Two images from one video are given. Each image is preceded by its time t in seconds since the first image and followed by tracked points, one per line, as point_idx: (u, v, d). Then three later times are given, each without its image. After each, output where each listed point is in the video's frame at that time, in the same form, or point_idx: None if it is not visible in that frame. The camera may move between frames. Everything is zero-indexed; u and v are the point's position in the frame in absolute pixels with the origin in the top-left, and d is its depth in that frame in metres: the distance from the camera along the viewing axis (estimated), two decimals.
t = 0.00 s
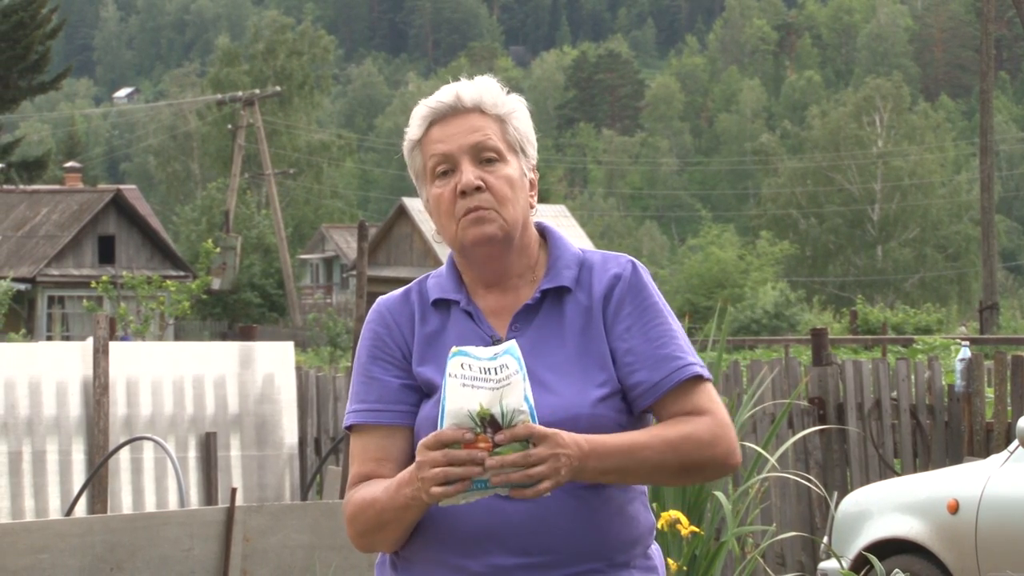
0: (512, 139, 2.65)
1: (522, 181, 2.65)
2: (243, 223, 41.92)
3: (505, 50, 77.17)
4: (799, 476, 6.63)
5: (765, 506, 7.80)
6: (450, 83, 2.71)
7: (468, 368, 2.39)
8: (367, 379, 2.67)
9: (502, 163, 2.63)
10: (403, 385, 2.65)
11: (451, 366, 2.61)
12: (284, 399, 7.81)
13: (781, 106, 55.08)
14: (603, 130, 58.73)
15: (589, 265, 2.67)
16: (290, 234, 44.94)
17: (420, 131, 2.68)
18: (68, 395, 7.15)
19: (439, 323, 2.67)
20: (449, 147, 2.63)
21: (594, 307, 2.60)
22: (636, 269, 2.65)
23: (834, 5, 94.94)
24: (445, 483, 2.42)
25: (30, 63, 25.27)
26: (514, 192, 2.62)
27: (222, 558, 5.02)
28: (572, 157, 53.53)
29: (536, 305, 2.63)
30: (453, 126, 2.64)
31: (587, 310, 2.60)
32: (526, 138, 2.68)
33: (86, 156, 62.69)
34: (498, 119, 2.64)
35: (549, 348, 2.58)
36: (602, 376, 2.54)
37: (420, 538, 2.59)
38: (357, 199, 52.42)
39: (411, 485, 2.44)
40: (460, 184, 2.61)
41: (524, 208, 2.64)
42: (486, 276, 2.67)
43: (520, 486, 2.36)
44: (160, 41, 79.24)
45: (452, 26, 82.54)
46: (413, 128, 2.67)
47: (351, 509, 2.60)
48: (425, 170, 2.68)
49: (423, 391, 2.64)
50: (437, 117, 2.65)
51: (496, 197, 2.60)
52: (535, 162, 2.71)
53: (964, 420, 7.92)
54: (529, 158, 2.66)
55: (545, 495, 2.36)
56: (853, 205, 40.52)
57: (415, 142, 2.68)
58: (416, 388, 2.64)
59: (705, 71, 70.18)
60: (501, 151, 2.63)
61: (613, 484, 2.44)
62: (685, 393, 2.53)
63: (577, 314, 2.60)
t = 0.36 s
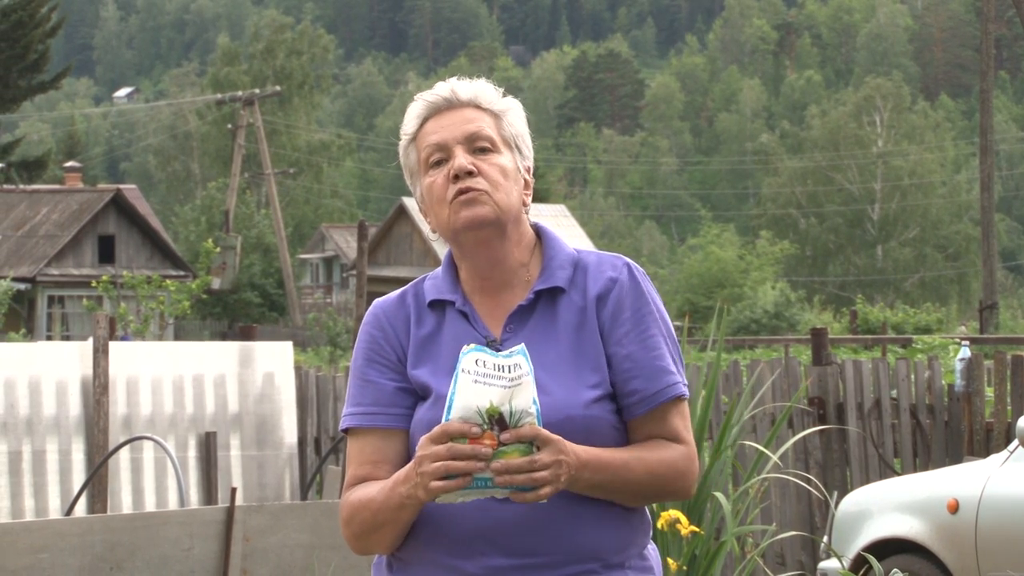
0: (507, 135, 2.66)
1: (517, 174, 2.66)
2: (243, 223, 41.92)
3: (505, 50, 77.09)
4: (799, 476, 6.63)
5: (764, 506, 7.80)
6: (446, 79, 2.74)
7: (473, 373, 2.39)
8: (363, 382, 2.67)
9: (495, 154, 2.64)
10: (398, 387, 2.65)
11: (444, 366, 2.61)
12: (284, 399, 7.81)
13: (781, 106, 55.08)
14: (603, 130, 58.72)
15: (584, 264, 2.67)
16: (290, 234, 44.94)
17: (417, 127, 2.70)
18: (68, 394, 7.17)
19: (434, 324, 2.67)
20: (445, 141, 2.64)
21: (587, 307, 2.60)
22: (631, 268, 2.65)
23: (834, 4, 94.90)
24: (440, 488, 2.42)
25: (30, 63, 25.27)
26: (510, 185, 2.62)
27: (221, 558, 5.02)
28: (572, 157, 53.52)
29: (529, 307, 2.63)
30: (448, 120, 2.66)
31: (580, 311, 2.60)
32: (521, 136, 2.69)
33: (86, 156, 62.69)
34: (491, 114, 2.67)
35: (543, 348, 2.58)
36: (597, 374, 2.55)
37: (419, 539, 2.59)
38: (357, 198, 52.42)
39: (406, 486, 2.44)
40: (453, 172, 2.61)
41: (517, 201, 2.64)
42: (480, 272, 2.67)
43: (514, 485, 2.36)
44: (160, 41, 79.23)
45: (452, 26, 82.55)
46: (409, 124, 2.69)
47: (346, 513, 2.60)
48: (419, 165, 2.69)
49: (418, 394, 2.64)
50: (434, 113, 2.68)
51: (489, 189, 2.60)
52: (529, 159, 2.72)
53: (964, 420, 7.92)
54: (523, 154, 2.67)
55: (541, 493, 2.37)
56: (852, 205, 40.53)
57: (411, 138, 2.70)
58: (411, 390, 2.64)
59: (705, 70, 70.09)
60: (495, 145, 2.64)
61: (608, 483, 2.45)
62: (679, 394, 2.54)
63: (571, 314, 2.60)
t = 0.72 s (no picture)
0: (499, 137, 2.66)
1: (511, 174, 2.66)
2: (243, 223, 41.92)
3: (504, 50, 77.02)
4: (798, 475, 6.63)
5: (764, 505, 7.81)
6: (440, 79, 2.74)
7: (463, 372, 2.40)
8: (360, 384, 2.68)
9: (488, 155, 2.64)
10: (395, 390, 2.65)
11: (439, 368, 2.61)
12: (284, 399, 7.81)
13: (781, 105, 55.09)
14: (603, 129, 58.75)
15: (579, 262, 2.67)
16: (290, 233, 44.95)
17: (410, 130, 2.70)
18: (68, 394, 7.18)
19: (430, 325, 2.67)
20: (439, 142, 2.65)
21: (584, 307, 2.59)
22: (626, 266, 2.65)
23: (832, 3, 94.90)
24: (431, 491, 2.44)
25: (30, 63, 25.24)
26: (504, 186, 2.62)
27: (221, 559, 5.03)
28: (571, 157, 53.52)
29: (525, 308, 2.63)
30: (441, 121, 2.67)
31: (576, 311, 2.60)
32: (514, 136, 2.69)
33: (86, 156, 62.70)
34: (484, 114, 2.67)
35: (539, 348, 2.58)
36: (592, 375, 2.55)
37: (417, 539, 2.59)
38: (357, 198, 52.45)
39: (398, 486, 2.45)
40: (446, 175, 2.61)
41: (512, 202, 2.65)
42: (474, 274, 2.67)
43: (509, 485, 2.37)
44: (160, 40, 79.24)
45: (452, 26, 82.61)
46: (402, 125, 2.69)
47: (342, 514, 2.61)
48: (414, 166, 2.69)
49: (416, 396, 2.64)
50: (427, 114, 2.69)
51: (484, 186, 2.60)
52: (525, 159, 2.72)
53: (963, 419, 7.91)
54: (517, 153, 2.67)
55: (534, 492, 2.37)
56: (852, 204, 40.54)
57: (405, 140, 2.71)
58: (410, 391, 2.64)
59: (705, 70, 70.03)
60: (489, 145, 2.64)
61: (602, 483, 2.45)
62: (675, 393, 2.55)
63: (567, 313, 2.60)
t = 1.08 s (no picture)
0: (502, 140, 2.66)
1: (513, 177, 2.66)
2: (244, 223, 41.92)
3: (504, 51, 77.02)
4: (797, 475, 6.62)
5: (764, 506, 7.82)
6: (441, 81, 2.74)
7: (456, 377, 2.39)
8: (362, 383, 2.68)
9: (491, 161, 2.64)
10: (398, 390, 2.65)
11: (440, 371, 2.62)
12: (284, 398, 7.80)
13: (781, 105, 55.07)
14: (603, 129, 58.75)
15: (582, 263, 2.67)
16: (291, 234, 44.96)
17: (413, 131, 2.69)
18: (68, 394, 7.17)
19: (432, 326, 2.67)
20: (441, 149, 2.65)
21: (585, 309, 2.59)
22: (628, 266, 2.65)
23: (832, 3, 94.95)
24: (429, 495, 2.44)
25: (30, 62, 25.24)
26: (506, 189, 2.62)
27: (222, 558, 5.03)
28: (572, 157, 53.51)
29: (528, 309, 2.63)
30: (444, 125, 2.66)
31: (577, 312, 2.60)
32: (517, 139, 2.69)
33: (87, 156, 62.75)
34: (486, 116, 2.66)
35: (540, 351, 2.58)
36: (593, 378, 2.55)
37: (416, 540, 2.60)
38: (357, 198, 52.46)
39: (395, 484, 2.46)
40: (450, 181, 2.61)
41: (516, 205, 2.64)
42: (477, 276, 2.67)
43: (506, 489, 2.38)
44: (160, 40, 79.31)
45: (451, 26, 82.73)
46: (405, 129, 2.69)
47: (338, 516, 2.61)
48: (416, 171, 2.69)
49: (417, 397, 2.64)
50: (430, 115, 2.68)
51: (486, 194, 2.60)
52: (527, 159, 2.71)
53: (964, 419, 7.93)
54: (519, 155, 2.67)
55: (530, 494, 2.38)
56: (852, 204, 40.56)
57: (407, 143, 2.70)
58: (411, 392, 2.65)
59: (705, 71, 69.97)
60: (491, 149, 2.64)
61: (599, 484, 2.46)
62: (677, 395, 2.54)
63: (569, 316, 2.60)
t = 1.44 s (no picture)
0: (507, 141, 2.65)
1: (518, 178, 2.64)
2: (243, 222, 41.92)
3: (505, 50, 76.92)
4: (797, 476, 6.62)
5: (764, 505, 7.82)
6: (444, 81, 2.72)
7: (472, 390, 2.36)
8: (364, 383, 2.68)
9: (496, 161, 2.62)
10: (400, 391, 2.65)
11: (448, 372, 2.61)
12: (284, 398, 7.81)
13: (781, 105, 55.09)
14: (603, 128, 58.78)
15: (585, 266, 2.67)
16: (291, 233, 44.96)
17: (415, 131, 2.68)
18: (68, 395, 7.16)
19: (436, 326, 2.67)
20: (445, 148, 2.63)
21: (589, 312, 2.60)
22: (632, 269, 2.65)
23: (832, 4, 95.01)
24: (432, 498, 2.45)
25: (30, 62, 25.23)
26: (508, 191, 2.61)
27: (221, 557, 5.05)
28: (572, 156, 53.52)
29: (531, 309, 2.63)
30: (445, 126, 2.65)
31: (581, 315, 2.60)
32: (520, 139, 2.68)
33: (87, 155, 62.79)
34: (489, 117, 2.65)
35: (544, 354, 2.58)
36: (594, 378, 2.55)
37: (420, 536, 2.61)
38: (357, 197, 52.48)
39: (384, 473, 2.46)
40: (454, 183, 2.60)
41: (520, 207, 2.64)
42: (481, 276, 2.67)
43: (512, 497, 2.34)
44: (160, 40, 79.38)
45: (451, 25, 82.87)
46: (408, 128, 2.68)
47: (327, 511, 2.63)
48: (420, 172, 2.68)
49: (420, 398, 2.65)
50: (433, 116, 2.66)
51: (489, 198, 2.59)
52: (529, 156, 2.71)
53: (964, 418, 7.94)
54: (524, 157, 2.67)
55: (535, 500, 2.35)
56: (852, 204, 40.59)
57: (410, 142, 2.69)
58: (414, 392, 2.65)
59: (705, 69, 69.81)
60: (495, 150, 2.63)
61: (605, 485, 2.47)
62: (685, 394, 2.55)
63: (573, 317, 2.60)
